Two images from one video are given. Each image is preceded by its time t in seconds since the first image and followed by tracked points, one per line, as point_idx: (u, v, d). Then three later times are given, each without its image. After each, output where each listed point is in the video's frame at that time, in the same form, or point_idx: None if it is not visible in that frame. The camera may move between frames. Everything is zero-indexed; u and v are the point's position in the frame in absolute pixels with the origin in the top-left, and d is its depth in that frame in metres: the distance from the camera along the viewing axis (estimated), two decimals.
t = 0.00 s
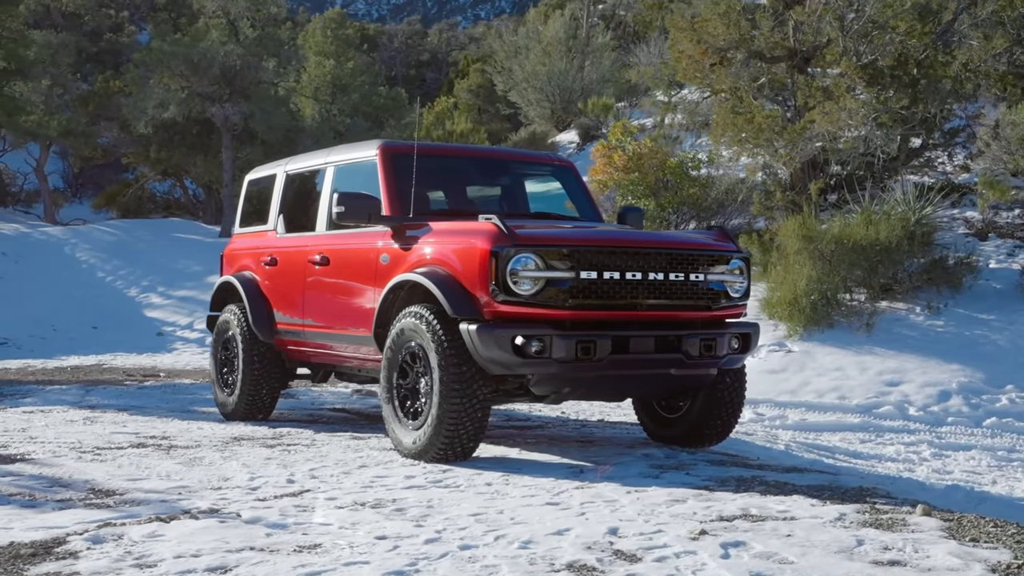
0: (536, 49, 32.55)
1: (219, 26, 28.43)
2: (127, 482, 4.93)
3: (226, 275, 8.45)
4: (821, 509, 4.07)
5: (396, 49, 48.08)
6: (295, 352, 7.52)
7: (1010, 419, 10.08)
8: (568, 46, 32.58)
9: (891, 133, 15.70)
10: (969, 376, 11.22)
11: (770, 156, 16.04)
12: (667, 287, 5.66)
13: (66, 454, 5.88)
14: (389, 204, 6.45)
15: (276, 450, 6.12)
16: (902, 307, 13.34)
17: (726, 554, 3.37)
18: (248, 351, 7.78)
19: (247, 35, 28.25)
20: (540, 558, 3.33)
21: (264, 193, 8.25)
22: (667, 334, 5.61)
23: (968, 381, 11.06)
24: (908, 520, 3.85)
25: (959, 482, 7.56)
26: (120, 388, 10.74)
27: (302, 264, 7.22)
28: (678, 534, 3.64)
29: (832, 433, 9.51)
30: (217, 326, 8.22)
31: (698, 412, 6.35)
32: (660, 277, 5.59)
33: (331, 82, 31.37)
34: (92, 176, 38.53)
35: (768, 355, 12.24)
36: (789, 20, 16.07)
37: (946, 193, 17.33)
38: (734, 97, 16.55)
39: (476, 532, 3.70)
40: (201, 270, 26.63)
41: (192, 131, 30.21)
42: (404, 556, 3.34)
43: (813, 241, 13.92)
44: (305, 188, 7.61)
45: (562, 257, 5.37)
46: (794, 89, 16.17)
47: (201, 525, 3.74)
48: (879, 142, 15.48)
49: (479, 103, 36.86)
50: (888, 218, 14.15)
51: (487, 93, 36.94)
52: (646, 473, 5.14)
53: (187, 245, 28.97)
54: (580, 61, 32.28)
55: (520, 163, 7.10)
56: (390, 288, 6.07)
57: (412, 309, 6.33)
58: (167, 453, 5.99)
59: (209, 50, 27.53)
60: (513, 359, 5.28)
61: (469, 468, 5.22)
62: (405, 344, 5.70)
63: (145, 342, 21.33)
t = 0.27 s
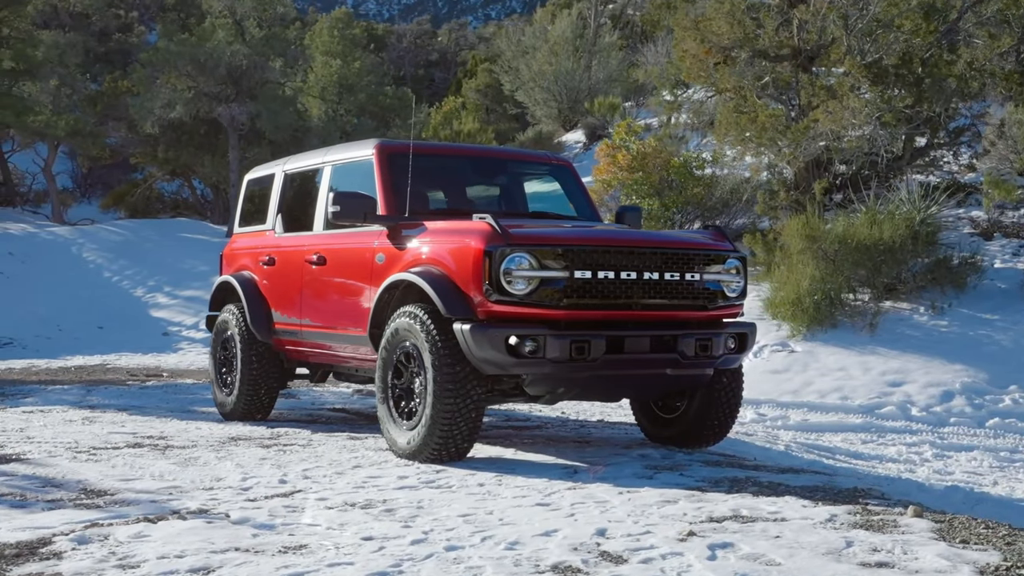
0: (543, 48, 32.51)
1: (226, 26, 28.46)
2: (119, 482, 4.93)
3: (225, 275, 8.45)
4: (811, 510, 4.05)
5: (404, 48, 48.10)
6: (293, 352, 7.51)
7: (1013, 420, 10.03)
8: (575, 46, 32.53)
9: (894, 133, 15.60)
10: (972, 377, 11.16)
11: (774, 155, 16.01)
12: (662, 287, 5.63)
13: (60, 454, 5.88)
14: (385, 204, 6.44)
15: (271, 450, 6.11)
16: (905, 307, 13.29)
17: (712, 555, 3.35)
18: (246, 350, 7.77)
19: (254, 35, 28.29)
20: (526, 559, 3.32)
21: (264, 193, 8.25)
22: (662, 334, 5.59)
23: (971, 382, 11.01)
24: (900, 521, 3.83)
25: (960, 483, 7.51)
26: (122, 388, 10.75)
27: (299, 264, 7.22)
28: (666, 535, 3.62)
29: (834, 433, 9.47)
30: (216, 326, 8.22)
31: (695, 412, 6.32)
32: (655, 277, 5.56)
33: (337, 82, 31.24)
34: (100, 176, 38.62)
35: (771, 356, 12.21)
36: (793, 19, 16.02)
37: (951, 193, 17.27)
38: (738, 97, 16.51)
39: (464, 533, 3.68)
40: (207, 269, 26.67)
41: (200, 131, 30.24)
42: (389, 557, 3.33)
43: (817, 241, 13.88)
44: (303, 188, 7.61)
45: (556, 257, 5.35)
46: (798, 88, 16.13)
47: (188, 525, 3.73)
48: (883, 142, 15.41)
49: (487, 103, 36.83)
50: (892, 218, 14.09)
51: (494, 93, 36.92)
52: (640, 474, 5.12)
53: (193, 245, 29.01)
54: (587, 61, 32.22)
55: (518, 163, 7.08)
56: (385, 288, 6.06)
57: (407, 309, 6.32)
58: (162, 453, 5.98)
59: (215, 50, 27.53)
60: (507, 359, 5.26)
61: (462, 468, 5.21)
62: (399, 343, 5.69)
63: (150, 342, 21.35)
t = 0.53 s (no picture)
0: (551, 48, 32.47)
1: (234, 26, 28.50)
2: (110, 482, 4.92)
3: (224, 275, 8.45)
4: (802, 512, 4.02)
5: (415, 49, 48.14)
6: (292, 351, 7.50)
7: (1017, 421, 9.97)
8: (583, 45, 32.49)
9: (899, 132, 15.52)
10: (976, 377, 11.11)
11: (779, 154, 15.98)
12: (657, 287, 5.61)
13: (54, 455, 5.88)
14: (381, 204, 6.43)
15: (265, 450, 6.11)
16: (910, 307, 13.26)
17: (697, 557, 3.33)
18: (245, 350, 7.77)
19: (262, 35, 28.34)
20: (509, 560, 3.30)
21: (264, 192, 8.25)
22: (658, 334, 5.56)
23: (975, 382, 10.95)
24: (889, 523, 3.80)
25: (960, 484, 7.47)
26: (125, 388, 10.76)
27: (297, 264, 7.22)
28: (653, 537, 3.60)
29: (836, 434, 9.43)
30: (215, 326, 8.21)
31: (691, 413, 6.29)
32: (650, 277, 5.54)
33: (345, 82, 31.29)
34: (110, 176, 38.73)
35: (774, 355, 12.17)
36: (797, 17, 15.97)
37: (958, 192, 17.20)
38: (743, 96, 16.48)
39: (449, 534, 3.66)
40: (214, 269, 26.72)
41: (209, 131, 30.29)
42: (372, 558, 3.31)
43: (821, 240, 13.81)
44: (301, 187, 7.60)
45: (550, 256, 5.33)
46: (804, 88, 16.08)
47: (174, 526, 3.72)
48: (889, 142, 15.34)
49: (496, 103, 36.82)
50: (897, 218, 14.03)
51: (504, 93, 36.90)
52: (632, 475, 5.10)
53: (200, 245, 29.06)
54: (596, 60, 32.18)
55: (515, 162, 7.06)
56: (380, 288, 6.04)
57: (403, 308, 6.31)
58: (157, 453, 5.98)
59: (223, 50, 27.58)
60: (500, 359, 5.25)
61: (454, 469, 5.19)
62: (393, 343, 5.67)
63: (156, 342, 21.39)
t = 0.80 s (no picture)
0: (559, 47, 32.44)
1: (241, 26, 28.53)
2: (103, 482, 4.92)
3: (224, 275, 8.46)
4: (793, 513, 4.00)
5: (424, 49, 48.17)
6: (290, 351, 7.50)
7: (1020, 421, 9.92)
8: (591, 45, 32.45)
9: (902, 132, 15.41)
10: (980, 377, 11.06)
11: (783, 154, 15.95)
12: (653, 287, 5.58)
13: (50, 454, 5.89)
14: (378, 204, 6.42)
15: (261, 451, 6.10)
16: (915, 307, 13.22)
17: (684, 559, 3.31)
18: (244, 350, 7.77)
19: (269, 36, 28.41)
20: (494, 562, 3.28)
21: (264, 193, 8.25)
22: (653, 334, 5.54)
23: (979, 383, 10.90)
24: (880, 525, 3.78)
25: (960, 485, 7.43)
26: (129, 388, 10.78)
27: (295, 264, 7.22)
28: (641, 539, 3.58)
29: (839, 434, 9.39)
30: (215, 326, 8.21)
31: (689, 414, 6.27)
32: (646, 277, 5.51)
33: (353, 82, 31.27)
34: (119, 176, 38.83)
35: (778, 356, 12.14)
36: (800, 17, 15.93)
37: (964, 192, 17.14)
38: (748, 96, 16.45)
39: (437, 536, 3.65)
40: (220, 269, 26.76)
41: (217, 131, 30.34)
42: (357, 560, 3.30)
43: (825, 240, 13.74)
44: (300, 188, 7.60)
45: (544, 256, 5.31)
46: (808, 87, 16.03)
47: (162, 526, 3.72)
48: (893, 142, 15.27)
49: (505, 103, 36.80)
50: (902, 218, 13.97)
51: (512, 93, 36.88)
52: (626, 475, 5.08)
53: (207, 245, 29.11)
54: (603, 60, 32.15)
55: (513, 162, 7.04)
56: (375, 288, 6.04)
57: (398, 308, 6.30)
58: (154, 453, 5.98)
59: (230, 51, 27.61)
60: (494, 359, 5.23)
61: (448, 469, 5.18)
62: (389, 343, 5.67)
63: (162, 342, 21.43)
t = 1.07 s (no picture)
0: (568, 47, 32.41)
1: (249, 27, 28.57)
2: (94, 482, 4.92)
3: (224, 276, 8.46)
4: (783, 514, 3.97)
5: (434, 49, 48.18)
6: (288, 351, 7.50)
7: None
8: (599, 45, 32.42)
9: (909, 132, 15.35)
10: (984, 378, 11.00)
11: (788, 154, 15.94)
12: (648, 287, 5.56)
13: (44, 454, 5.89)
14: (374, 204, 6.42)
15: (256, 450, 6.10)
16: (920, 307, 13.18)
17: (668, 560, 3.30)
18: (242, 350, 7.77)
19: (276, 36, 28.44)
20: (476, 563, 3.27)
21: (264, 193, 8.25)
22: (648, 335, 5.52)
23: (983, 383, 10.84)
24: (869, 526, 3.76)
25: (961, 486, 7.39)
26: (132, 387, 10.79)
27: (293, 264, 7.22)
28: (627, 540, 3.57)
29: (841, 434, 9.35)
30: (215, 326, 8.22)
31: (685, 414, 6.24)
32: (641, 277, 5.49)
33: (361, 82, 31.21)
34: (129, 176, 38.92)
35: (782, 356, 12.10)
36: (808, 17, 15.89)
37: (973, 192, 17.06)
38: (754, 95, 16.42)
39: (421, 536, 3.64)
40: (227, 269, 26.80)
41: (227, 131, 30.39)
42: (339, 560, 3.29)
43: (830, 240, 13.71)
44: (299, 187, 7.60)
45: (537, 256, 5.30)
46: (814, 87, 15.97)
47: (147, 526, 3.71)
48: (899, 141, 15.21)
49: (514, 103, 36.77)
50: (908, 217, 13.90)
51: (522, 93, 36.84)
52: (619, 476, 5.06)
53: (214, 245, 29.17)
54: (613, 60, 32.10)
55: (511, 161, 7.03)
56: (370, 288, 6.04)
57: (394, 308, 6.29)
58: (149, 453, 5.99)
59: (238, 51, 27.66)
60: (487, 360, 5.22)
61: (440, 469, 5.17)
62: (383, 344, 5.66)
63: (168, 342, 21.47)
